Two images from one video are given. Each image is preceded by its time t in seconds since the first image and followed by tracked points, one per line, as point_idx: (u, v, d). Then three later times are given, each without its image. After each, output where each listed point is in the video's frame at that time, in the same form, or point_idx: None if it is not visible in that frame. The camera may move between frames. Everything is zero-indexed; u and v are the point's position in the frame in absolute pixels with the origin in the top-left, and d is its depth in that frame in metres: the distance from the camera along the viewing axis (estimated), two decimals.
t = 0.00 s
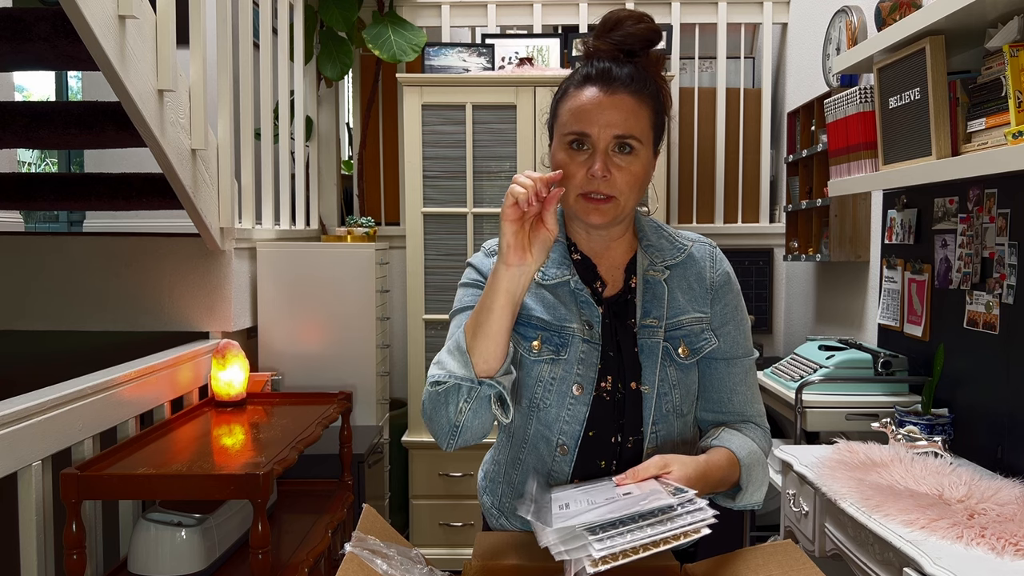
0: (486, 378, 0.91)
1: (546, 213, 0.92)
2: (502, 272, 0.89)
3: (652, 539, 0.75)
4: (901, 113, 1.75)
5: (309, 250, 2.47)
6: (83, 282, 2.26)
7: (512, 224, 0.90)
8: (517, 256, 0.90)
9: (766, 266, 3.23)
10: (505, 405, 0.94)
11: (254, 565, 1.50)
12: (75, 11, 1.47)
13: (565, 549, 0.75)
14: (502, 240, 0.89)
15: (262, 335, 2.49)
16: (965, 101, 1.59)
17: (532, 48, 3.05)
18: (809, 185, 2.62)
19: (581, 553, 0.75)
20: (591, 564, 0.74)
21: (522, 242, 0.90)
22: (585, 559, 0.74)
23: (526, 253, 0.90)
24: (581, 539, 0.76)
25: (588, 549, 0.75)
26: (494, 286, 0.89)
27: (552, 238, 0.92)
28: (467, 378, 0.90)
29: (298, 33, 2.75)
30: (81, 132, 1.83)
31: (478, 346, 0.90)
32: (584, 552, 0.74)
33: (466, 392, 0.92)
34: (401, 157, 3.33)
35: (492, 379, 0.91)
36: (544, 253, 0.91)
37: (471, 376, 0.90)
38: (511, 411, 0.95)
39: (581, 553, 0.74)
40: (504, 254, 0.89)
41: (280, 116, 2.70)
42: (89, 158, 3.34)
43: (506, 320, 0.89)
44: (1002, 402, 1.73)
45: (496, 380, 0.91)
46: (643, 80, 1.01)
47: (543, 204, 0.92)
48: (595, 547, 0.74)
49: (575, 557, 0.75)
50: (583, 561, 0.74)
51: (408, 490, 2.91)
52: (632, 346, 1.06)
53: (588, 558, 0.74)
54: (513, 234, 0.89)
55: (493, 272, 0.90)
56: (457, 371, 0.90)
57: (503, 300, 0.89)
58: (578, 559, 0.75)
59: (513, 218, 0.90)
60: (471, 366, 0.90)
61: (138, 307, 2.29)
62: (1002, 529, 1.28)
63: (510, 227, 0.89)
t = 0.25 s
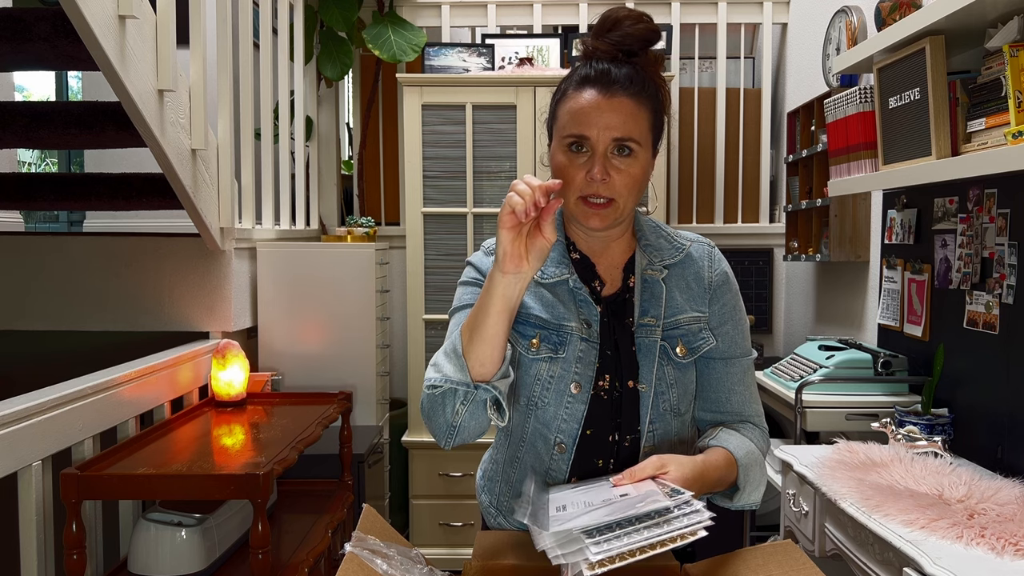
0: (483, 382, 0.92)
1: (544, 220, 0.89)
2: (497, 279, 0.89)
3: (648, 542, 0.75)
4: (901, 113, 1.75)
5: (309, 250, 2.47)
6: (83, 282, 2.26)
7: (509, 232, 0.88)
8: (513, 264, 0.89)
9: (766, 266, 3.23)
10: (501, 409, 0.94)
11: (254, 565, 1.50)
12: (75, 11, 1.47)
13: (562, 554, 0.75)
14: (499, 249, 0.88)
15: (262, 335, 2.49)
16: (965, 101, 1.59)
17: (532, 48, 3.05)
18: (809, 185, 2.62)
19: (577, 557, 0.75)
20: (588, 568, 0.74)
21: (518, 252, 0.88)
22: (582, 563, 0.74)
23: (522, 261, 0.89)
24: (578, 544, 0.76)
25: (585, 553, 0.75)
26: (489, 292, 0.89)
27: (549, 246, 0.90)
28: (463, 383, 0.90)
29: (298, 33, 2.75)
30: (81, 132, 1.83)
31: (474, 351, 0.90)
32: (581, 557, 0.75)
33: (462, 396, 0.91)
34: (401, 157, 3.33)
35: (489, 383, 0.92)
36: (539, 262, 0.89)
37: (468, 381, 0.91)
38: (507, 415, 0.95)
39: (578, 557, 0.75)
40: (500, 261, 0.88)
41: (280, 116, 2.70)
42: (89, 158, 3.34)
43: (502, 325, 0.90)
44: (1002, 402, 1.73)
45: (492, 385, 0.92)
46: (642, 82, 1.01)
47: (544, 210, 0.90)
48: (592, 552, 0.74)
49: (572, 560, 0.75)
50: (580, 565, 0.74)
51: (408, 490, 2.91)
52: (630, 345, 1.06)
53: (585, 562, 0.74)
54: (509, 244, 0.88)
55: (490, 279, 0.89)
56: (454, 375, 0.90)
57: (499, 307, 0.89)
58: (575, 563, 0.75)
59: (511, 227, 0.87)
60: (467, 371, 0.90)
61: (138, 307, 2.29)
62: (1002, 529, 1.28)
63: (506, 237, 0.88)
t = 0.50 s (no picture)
0: (480, 384, 0.91)
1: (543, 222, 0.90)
2: (496, 282, 0.89)
3: (649, 540, 0.75)
4: (901, 113, 1.75)
5: (309, 250, 2.47)
6: (83, 282, 2.26)
7: (507, 234, 0.88)
8: (512, 266, 0.89)
9: (766, 266, 3.23)
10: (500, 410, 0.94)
11: (254, 565, 1.50)
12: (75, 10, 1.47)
13: (562, 550, 0.75)
14: (497, 251, 0.88)
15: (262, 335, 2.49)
16: (965, 101, 1.59)
17: (532, 48, 3.05)
18: (809, 185, 2.62)
19: (577, 554, 0.75)
20: (588, 565, 0.74)
21: (516, 254, 0.89)
22: (582, 560, 0.74)
23: (520, 263, 0.89)
24: (578, 540, 0.76)
25: (585, 550, 0.75)
26: (488, 295, 0.89)
27: (547, 248, 0.90)
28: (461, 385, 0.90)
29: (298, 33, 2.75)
30: (81, 132, 1.83)
31: (472, 353, 0.90)
32: (581, 553, 0.74)
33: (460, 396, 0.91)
34: (401, 156, 3.33)
35: (487, 385, 0.91)
36: (538, 263, 0.89)
37: (466, 383, 0.90)
38: (506, 416, 0.95)
39: (578, 554, 0.74)
40: (499, 263, 0.88)
41: (280, 116, 2.70)
42: (89, 158, 3.34)
43: (500, 327, 0.90)
44: (1002, 402, 1.73)
45: (491, 388, 0.92)
46: (642, 82, 1.01)
47: (542, 212, 0.90)
48: (592, 548, 0.74)
49: (572, 557, 0.75)
50: (580, 562, 0.74)
51: (408, 490, 2.91)
52: (629, 345, 1.06)
53: (585, 559, 0.74)
54: (508, 245, 0.88)
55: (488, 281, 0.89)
56: (451, 377, 0.90)
57: (497, 310, 0.89)
58: (575, 560, 0.75)
59: (509, 229, 0.88)
60: (465, 373, 0.90)
61: (138, 307, 2.29)
62: (1002, 529, 1.28)
63: (504, 239, 0.88)
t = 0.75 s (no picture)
0: (479, 388, 0.91)
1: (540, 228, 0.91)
2: (495, 287, 0.89)
3: (650, 541, 0.75)
4: (901, 113, 1.75)
5: (309, 250, 2.47)
6: (83, 282, 2.26)
7: (505, 240, 0.89)
8: (510, 271, 0.89)
9: (766, 266, 3.23)
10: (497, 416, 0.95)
11: (254, 565, 1.50)
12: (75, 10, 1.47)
13: (563, 550, 0.75)
14: (496, 256, 0.89)
15: (262, 335, 2.49)
16: (965, 101, 1.59)
17: (532, 48, 3.05)
18: (809, 185, 2.62)
19: (578, 554, 0.75)
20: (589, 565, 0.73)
21: (515, 259, 0.89)
22: (582, 560, 0.74)
23: (519, 269, 0.90)
24: (578, 541, 0.76)
25: (585, 551, 0.75)
26: (486, 300, 0.89)
27: (545, 254, 0.91)
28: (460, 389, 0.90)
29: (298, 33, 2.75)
30: (81, 132, 1.83)
31: (471, 358, 0.90)
32: (581, 555, 0.74)
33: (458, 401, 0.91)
34: (401, 156, 3.33)
35: (485, 390, 0.91)
36: (536, 268, 0.90)
37: (464, 387, 0.90)
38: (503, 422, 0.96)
39: (578, 555, 0.74)
40: (498, 269, 0.89)
41: (280, 116, 2.70)
42: (89, 158, 3.34)
43: (499, 332, 0.90)
44: (1002, 402, 1.73)
45: (489, 392, 0.91)
46: (643, 83, 1.01)
47: (539, 219, 0.91)
48: (594, 549, 0.74)
49: (572, 557, 0.74)
50: (581, 563, 0.74)
51: (408, 490, 2.92)
52: (629, 345, 1.06)
53: (586, 560, 0.74)
54: (506, 250, 0.88)
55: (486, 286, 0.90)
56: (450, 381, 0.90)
57: (496, 315, 0.89)
58: (576, 561, 0.75)
59: (507, 233, 0.88)
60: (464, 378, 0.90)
61: (138, 307, 2.29)
62: (1002, 529, 1.28)
63: (503, 244, 0.88)
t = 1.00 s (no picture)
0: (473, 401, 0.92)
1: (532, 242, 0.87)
2: (487, 303, 0.87)
3: (650, 548, 0.75)
4: (901, 113, 1.75)
5: (309, 250, 2.47)
6: (83, 282, 2.26)
7: (495, 256, 0.86)
8: (502, 287, 0.87)
9: (766, 266, 3.22)
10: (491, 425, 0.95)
11: (254, 565, 1.50)
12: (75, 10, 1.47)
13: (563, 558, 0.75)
14: (486, 273, 0.86)
15: (262, 335, 2.49)
16: (965, 101, 1.59)
17: (532, 48, 3.05)
18: (809, 185, 2.62)
19: (578, 561, 0.75)
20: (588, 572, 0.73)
21: (507, 276, 0.87)
22: (582, 568, 0.74)
23: (511, 284, 0.87)
24: (578, 548, 0.76)
25: (584, 558, 0.75)
26: (479, 314, 0.88)
27: (539, 271, 0.89)
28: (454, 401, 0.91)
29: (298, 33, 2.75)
30: (81, 132, 1.83)
31: (464, 372, 0.90)
32: (580, 562, 0.74)
33: (452, 412, 0.92)
34: (401, 156, 3.33)
35: (480, 401, 0.92)
36: (530, 284, 0.88)
37: (458, 400, 0.91)
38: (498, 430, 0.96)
39: (577, 562, 0.74)
40: (489, 287, 0.87)
41: (280, 116, 2.70)
42: (89, 158, 3.34)
43: (492, 347, 0.89)
44: (1002, 402, 1.73)
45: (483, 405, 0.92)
46: (644, 82, 1.01)
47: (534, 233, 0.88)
48: (592, 556, 0.74)
49: (572, 564, 0.75)
50: (580, 569, 0.74)
51: (408, 490, 2.91)
52: (628, 346, 1.06)
53: (585, 567, 0.74)
54: (498, 268, 0.86)
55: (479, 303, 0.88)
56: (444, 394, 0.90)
57: (489, 331, 0.88)
58: (575, 567, 0.75)
59: (497, 249, 0.86)
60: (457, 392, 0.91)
61: (138, 307, 2.29)
62: (1002, 529, 1.28)
63: (493, 262, 0.86)
